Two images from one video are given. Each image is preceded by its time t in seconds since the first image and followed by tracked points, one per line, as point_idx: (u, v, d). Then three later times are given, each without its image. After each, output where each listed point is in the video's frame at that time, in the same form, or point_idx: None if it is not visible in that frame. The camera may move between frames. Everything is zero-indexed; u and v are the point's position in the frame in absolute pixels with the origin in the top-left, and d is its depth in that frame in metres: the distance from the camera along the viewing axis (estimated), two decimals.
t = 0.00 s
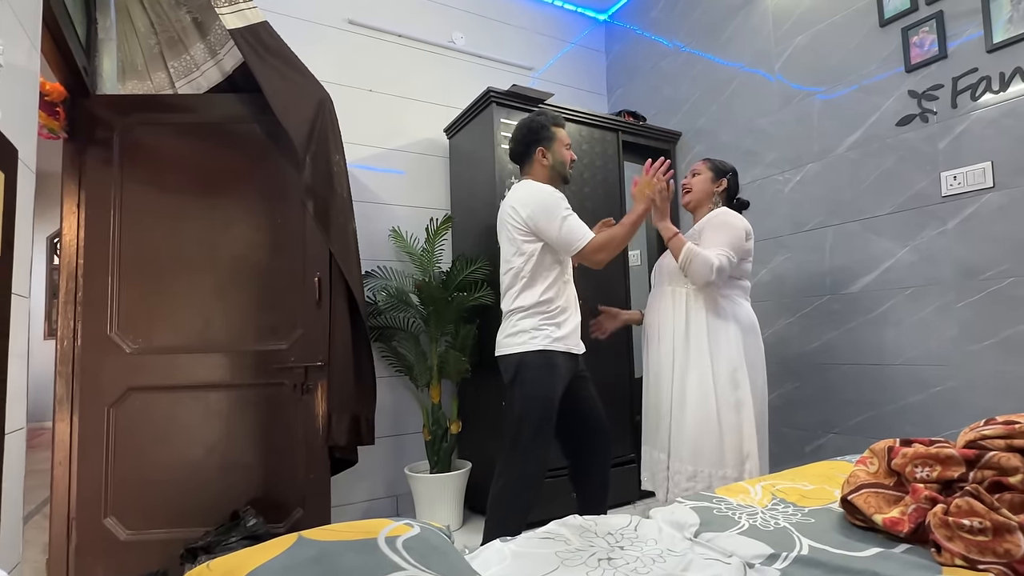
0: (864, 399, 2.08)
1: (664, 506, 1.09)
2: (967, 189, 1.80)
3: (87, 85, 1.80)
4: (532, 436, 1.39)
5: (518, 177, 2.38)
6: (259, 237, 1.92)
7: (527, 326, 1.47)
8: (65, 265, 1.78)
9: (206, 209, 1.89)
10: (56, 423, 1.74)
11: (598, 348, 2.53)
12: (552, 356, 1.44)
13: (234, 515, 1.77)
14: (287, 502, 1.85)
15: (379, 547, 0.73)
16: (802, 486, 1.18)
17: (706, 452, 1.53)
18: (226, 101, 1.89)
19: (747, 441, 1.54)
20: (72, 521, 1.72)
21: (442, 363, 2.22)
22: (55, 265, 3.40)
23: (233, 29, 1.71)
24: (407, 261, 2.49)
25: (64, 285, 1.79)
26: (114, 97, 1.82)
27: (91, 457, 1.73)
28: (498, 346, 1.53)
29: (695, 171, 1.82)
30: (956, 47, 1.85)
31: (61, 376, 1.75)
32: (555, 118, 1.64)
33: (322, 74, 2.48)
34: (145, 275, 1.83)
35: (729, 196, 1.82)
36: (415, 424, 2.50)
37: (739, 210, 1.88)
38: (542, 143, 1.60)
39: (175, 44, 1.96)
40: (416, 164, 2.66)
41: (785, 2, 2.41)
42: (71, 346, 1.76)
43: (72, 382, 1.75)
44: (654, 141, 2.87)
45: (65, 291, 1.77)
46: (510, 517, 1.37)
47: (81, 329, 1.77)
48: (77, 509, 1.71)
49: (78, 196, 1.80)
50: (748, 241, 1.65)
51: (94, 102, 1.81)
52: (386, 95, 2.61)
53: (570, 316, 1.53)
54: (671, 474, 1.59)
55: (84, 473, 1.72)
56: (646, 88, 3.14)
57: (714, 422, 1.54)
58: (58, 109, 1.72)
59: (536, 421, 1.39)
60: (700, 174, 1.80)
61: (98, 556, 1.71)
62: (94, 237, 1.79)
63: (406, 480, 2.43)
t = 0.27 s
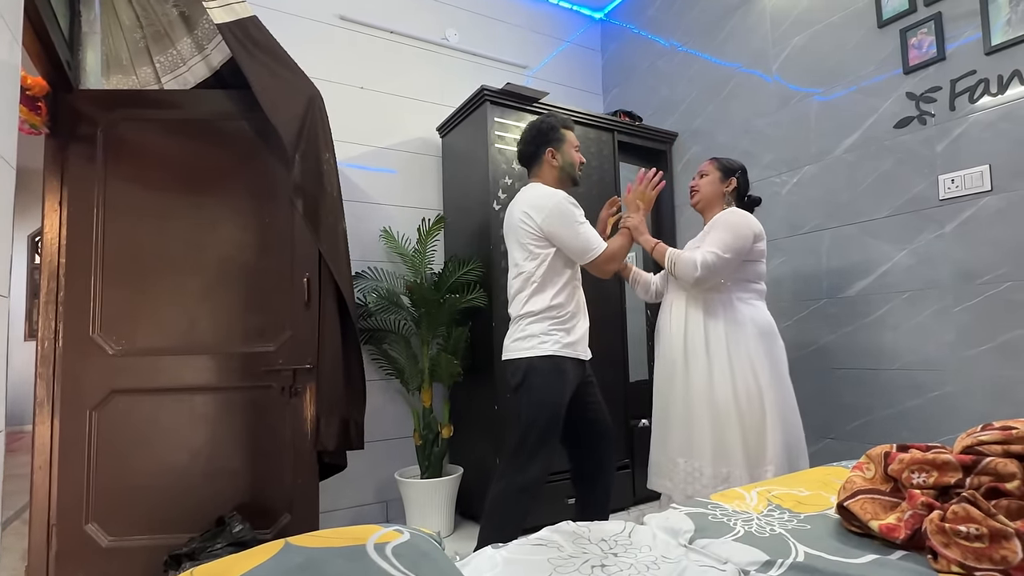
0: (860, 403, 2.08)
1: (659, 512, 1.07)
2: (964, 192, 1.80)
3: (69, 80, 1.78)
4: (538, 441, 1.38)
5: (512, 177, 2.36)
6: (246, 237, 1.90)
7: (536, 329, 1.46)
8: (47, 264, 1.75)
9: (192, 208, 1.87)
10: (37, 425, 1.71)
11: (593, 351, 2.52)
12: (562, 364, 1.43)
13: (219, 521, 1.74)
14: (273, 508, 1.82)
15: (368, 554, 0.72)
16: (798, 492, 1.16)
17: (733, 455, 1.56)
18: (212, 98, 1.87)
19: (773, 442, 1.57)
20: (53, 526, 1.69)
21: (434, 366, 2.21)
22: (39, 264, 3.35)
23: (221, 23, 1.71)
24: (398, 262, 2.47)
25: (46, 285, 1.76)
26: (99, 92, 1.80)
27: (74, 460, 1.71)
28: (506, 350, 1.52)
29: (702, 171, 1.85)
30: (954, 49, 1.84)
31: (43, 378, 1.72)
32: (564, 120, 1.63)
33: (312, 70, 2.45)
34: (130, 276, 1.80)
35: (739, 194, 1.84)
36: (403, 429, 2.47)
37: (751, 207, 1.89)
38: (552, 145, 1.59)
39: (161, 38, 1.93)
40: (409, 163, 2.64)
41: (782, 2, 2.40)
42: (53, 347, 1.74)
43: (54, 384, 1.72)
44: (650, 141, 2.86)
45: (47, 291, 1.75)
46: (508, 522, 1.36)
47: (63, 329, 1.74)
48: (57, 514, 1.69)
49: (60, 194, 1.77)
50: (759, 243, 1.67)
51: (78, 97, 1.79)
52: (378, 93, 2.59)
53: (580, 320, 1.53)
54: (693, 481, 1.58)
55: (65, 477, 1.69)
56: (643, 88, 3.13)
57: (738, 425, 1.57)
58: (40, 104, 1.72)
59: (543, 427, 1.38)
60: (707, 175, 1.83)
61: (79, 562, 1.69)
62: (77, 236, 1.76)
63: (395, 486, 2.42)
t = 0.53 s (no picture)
0: (858, 407, 2.07)
1: (655, 518, 1.06)
2: (964, 195, 1.80)
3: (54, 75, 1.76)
4: (556, 443, 1.37)
5: (507, 176, 2.34)
6: (235, 237, 1.88)
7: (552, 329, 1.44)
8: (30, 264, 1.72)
9: (180, 206, 1.84)
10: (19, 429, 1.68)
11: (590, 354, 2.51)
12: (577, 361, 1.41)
13: (207, 527, 1.72)
14: (262, 513, 1.80)
15: (359, 560, 0.70)
16: (796, 497, 1.15)
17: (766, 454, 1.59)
18: (200, 94, 1.85)
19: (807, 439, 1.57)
20: (35, 533, 1.66)
21: (427, 369, 2.19)
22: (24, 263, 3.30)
23: (211, 17, 1.70)
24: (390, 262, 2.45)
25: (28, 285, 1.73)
26: (85, 88, 1.77)
27: (58, 464, 1.68)
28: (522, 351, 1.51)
29: (705, 174, 1.84)
30: (954, 50, 1.84)
31: (25, 381, 1.69)
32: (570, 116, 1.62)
33: (303, 66, 2.43)
34: (116, 277, 1.78)
35: (746, 191, 1.82)
36: (392, 433, 2.45)
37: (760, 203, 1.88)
38: (558, 141, 1.57)
39: (149, 32, 1.93)
40: (402, 162, 2.62)
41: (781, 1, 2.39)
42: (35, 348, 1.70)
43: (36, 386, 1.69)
44: (647, 141, 2.85)
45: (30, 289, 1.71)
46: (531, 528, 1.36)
47: (45, 330, 1.71)
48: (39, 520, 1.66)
49: (43, 192, 1.74)
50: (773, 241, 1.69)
51: (63, 92, 1.76)
52: (370, 90, 2.57)
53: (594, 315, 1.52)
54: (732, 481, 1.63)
55: (49, 482, 1.67)
56: (640, 87, 3.12)
57: (769, 425, 1.59)
58: (24, 99, 1.67)
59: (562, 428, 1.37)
60: (711, 177, 1.82)
61: (63, 569, 1.67)
62: (62, 235, 1.74)
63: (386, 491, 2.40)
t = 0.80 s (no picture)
0: (856, 412, 2.07)
1: (651, 523, 1.05)
2: (964, 197, 1.79)
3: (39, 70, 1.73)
4: (537, 447, 1.37)
5: (502, 176, 2.33)
6: (223, 236, 1.85)
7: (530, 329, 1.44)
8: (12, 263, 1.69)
9: (168, 204, 1.82)
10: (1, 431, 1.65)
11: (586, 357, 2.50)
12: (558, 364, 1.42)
13: (194, 533, 1.70)
14: (251, 518, 1.78)
15: (349, 566, 0.69)
16: (793, 503, 1.14)
17: (755, 459, 1.61)
18: (187, 91, 1.83)
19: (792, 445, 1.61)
20: (17, 538, 1.63)
21: (419, 371, 2.18)
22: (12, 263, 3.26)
23: (200, 12, 1.69)
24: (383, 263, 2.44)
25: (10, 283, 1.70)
26: (70, 83, 1.75)
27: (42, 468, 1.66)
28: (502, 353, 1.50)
29: (707, 174, 1.84)
30: (954, 50, 1.84)
31: (8, 383, 1.66)
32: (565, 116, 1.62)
33: (295, 63, 2.41)
34: (101, 277, 1.76)
35: (744, 198, 1.83)
36: (386, 437, 2.44)
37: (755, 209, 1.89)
38: (552, 137, 1.57)
39: (136, 27, 1.91)
40: (396, 160, 2.60)
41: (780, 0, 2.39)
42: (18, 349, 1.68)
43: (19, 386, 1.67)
44: (644, 141, 2.84)
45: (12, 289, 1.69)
46: (515, 534, 1.36)
47: (29, 330, 1.69)
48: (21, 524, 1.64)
49: (26, 189, 1.71)
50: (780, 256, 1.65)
51: (47, 87, 1.74)
52: (363, 87, 2.56)
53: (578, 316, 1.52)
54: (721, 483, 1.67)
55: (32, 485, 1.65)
56: (638, 86, 3.11)
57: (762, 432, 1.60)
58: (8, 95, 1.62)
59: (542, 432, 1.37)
60: (713, 179, 1.82)
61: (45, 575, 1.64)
62: (47, 234, 1.71)
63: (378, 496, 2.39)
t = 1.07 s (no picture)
0: (852, 417, 2.07)
1: (646, 528, 1.04)
2: (962, 200, 1.79)
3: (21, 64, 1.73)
4: (506, 451, 1.36)
5: (495, 175, 2.32)
6: (209, 236, 1.83)
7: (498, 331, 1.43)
8: None
9: (152, 203, 1.80)
10: None
11: (580, 359, 2.49)
12: (525, 366, 1.40)
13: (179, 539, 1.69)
14: (238, 524, 1.76)
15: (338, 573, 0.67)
16: (789, 508, 1.14)
17: (746, 467, 1.60)
18: (173, 87, 1.80)
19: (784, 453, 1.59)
20: None
21: (411, 375, 2.16)
22: None
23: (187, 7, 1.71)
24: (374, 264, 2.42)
25: None
26: (51, 78, 1.73)
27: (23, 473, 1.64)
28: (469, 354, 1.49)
29: (697, 183, 1.83)
30: (952, 52, 1.83)
31: None
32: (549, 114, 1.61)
33: (286, 61, 2.39)
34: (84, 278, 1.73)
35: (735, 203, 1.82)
36: (379, 442, 2.43)
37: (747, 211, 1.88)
38: (534, 134, 1.56)
39: (120, 21, 1.91)
40: (386, 159, 2.58)
41: None
42: None
43: None
44: (640, 141, 2.84)
45: None
46: (491, 539, 1.36)
47: (11, 332, 1.66)
48: None
49: (8, 186, 1.69)
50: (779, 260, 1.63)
51: (30, 84, 1.72)
52: (355, 85, 2.54)
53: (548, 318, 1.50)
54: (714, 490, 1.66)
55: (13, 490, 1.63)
56: (634, 86, 3.10)
57: (752, 438, 1.60)
58: None
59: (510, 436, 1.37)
60: (705, 187, 1.80)
61: None
62: (29, 234, 1.69)
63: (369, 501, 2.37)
